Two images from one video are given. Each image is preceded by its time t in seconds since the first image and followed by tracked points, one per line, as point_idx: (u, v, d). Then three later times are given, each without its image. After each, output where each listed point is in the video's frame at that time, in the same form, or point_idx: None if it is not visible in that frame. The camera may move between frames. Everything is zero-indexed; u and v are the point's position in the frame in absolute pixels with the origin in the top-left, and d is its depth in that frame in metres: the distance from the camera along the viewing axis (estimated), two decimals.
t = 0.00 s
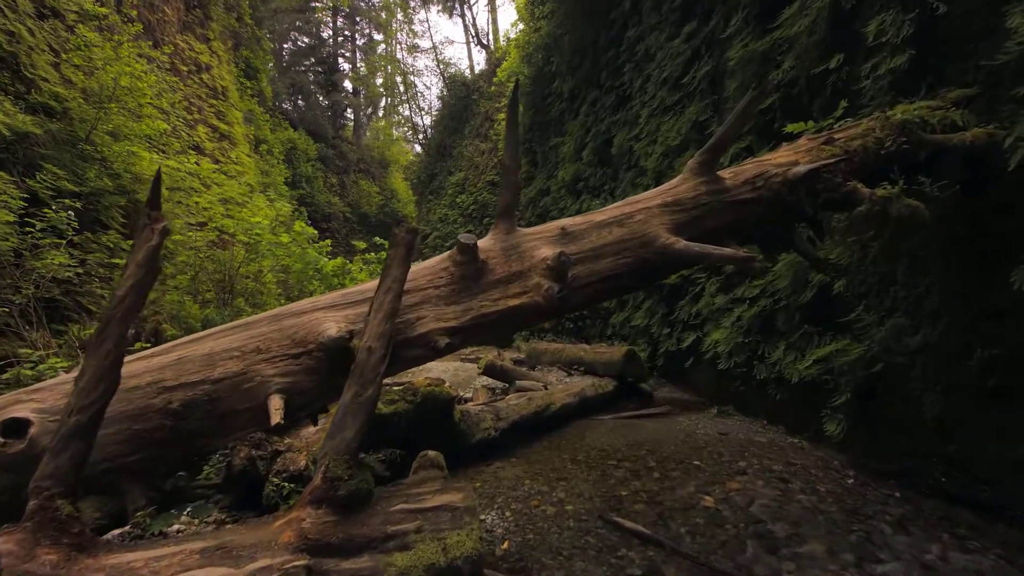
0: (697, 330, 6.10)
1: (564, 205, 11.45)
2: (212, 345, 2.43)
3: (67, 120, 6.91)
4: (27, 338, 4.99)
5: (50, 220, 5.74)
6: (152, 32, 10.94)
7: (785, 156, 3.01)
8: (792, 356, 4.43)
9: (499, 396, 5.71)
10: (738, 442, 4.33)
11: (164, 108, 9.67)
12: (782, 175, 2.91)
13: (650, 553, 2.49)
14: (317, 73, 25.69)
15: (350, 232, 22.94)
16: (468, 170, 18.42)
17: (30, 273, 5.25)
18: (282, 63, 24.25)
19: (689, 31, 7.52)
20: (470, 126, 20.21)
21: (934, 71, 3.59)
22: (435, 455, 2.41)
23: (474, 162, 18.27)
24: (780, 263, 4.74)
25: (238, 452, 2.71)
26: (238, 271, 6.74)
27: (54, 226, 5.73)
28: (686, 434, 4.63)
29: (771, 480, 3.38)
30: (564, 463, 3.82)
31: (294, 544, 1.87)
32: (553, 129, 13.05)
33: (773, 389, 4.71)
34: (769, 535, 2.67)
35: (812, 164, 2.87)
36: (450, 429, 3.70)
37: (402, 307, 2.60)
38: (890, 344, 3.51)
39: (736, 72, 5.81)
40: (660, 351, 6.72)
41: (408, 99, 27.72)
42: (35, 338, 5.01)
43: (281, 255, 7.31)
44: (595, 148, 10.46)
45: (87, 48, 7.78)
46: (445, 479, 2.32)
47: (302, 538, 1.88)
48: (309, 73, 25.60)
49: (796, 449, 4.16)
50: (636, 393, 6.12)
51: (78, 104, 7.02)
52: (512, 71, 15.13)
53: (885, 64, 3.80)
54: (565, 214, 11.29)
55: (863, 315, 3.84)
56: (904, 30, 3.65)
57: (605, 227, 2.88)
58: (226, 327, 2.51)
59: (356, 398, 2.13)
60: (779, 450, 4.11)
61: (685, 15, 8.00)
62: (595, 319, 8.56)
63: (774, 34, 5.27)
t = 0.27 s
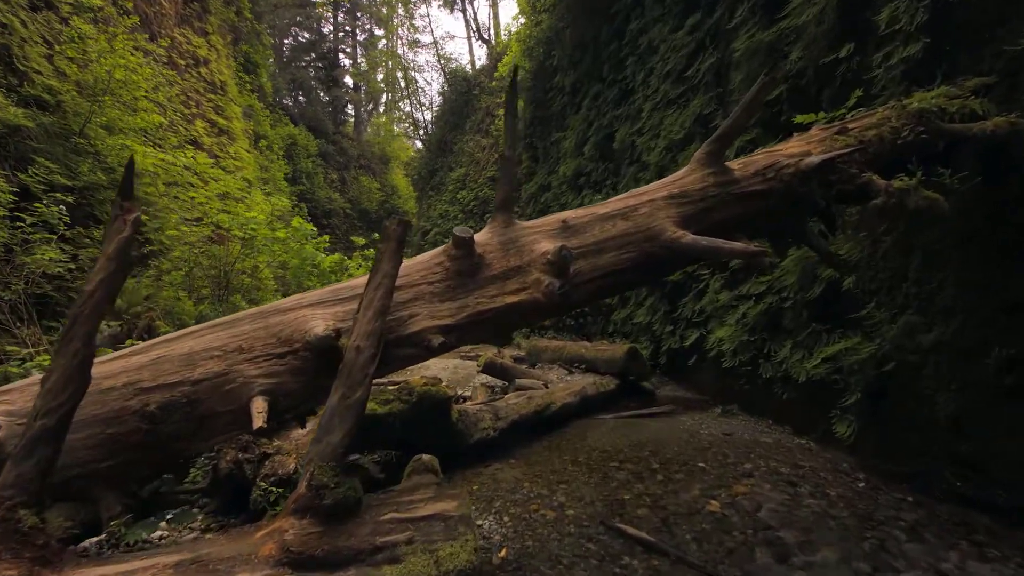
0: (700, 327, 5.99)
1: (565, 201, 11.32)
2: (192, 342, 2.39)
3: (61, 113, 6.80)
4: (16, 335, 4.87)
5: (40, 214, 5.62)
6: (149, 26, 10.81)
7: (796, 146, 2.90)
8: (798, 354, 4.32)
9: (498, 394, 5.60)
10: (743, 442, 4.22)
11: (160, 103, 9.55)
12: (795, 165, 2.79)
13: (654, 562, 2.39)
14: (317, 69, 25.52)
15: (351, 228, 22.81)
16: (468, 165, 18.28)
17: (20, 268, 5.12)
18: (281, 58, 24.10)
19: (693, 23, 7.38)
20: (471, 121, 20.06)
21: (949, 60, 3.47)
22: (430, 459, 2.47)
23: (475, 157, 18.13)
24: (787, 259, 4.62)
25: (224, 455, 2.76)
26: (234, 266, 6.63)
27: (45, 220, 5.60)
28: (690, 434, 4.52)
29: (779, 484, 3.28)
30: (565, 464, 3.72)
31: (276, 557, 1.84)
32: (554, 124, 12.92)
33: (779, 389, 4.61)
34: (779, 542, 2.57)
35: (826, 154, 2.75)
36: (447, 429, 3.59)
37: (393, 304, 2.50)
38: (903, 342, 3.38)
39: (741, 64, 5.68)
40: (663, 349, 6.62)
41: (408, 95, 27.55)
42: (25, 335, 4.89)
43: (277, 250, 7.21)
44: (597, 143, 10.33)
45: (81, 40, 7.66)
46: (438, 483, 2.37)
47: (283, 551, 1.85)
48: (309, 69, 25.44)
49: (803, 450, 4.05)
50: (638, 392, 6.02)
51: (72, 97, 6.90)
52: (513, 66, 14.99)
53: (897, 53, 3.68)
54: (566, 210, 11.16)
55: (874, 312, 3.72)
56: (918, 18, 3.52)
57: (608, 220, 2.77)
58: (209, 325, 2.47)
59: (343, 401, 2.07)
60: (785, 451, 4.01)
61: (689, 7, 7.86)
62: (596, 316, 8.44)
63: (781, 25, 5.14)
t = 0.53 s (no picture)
0: (704, 325, 5.87)
1: (567, 197, 11.18)
2: (167, 342, 2.36)
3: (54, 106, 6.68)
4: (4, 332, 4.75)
5: (30, 208, 5.49)
6: (146, 19, 10.69)
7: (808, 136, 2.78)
8: (806, 354, 4.20)
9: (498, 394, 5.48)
10: (749, 443, 4.11)
11: (156, 98, 9.43)
12: (807, 155, 2.67)
13: (660, 572, 2.28)
14: (318, 65, 25.36)
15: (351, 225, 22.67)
16: (469, 162, 18.14)
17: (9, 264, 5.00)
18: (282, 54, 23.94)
19: (698, 14, 7.24)
20: (472, 117, 19.91)
21: (966, 49, 3.33)
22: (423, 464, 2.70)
23: (476, 153, 17.98)
24: (794, 255, 4.50)
25: (209, 459, 2.81)
26: (230, 262, 6.52)
27: (35, 215, 5.47)
28: (695, 434, 4.41)
29: (787, 488, 3.17)
30: (565, 466, 3.61)
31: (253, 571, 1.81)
32: (556, 119, 12.76)
33: (786, 388, 4.49)
34: (790, 551, 2.46)
35: (840, 143, 2.63)
36: (444, 430, 3.48)
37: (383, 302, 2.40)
38: (915, 341, 3.26)
39: (747, 55, 5.54)
40: (666, 347, 6.50)
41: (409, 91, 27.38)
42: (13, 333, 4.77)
43: (273, 246, 7.11)
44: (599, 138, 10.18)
45: (76, 33, 7.55)
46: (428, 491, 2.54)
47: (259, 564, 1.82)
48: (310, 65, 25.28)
49: (810, 452, 3.94)
50: (641, 390, 5.90)
51: (66, 90, 6.78)
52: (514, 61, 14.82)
53: (911, 42, 3.55)
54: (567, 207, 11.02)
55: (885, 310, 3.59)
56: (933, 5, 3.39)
57: (611, 214, 2.66)
58: (186, 323, 2.45)
59: (328, 405, 2.05)
60: (792, 453, 3.89)
61: None
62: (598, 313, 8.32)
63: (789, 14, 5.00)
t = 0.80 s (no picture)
0: (708, 323, 5.76)
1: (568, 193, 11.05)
2: (138, 343, 2.28)
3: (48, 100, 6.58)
4: None
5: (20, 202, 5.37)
6: (143, 14, 10.58)
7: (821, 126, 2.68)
8: (814, 353, 4.09)
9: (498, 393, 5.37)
10: (755, 445, 3.99)
11: (153, 92, 9.32)
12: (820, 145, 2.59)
13: None
14: (319, 61, 25.23)
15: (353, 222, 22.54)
16: (471, 158, 18.00)
17: None
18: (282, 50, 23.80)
19: (702, 6, 7.10)
20: (473, 113, 19.77)
21: (981, 36, 3.21)
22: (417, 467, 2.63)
23: (477, 150, 17.84)
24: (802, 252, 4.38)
25: (191, 463, 2.72)
26: (225, 258, 6.41)
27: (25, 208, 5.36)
28: (699, 435, 4.30)
29: (796, 492, 3.06)
30: (566, 468, 3.50)
31: None
32: (558, 115, 12.62)
33: (793, 388, 4.39)
34: (800, 559, 2.35)
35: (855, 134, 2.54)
36: (441, 431, 3.38)
37: (371, 299, 2.32)
38: (928, 340, 3.14)
39: (753, 47, 5.41)
40: (669, 345, 6.39)
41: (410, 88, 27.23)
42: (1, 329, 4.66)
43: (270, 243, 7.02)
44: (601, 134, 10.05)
45: (71, 26, 7.45)
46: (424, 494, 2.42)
47: None
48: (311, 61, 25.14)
49: (818, 453, 3.82)
50: (643, 390, 5.79)
51: (59, 83, 6.66)
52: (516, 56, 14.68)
53: (925, 29, 3.42)
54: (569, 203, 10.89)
55: (896, 308, 3.47)
56: None
57: (614, 207, 2.57)
58: (162, 322, 2.37)
59: (308, 411, 2.01)
60: (799, 455, 3.78)
61: None
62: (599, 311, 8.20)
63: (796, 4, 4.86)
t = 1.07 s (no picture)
0: (711, 322, 5.64)
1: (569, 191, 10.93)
2: (110, 340, 2.20)
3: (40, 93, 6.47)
4: None
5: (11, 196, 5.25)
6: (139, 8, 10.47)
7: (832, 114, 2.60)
8: (821, 352, 3.98)
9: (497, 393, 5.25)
10: (760, 447, 3.88)
11: (148, 88, 9.20)
12: (835, 133, 2.50)
13: None
14: (319, 59, 25.11)
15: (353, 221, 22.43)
16: (471, 156, 17.87)
17: None
18: (282, 47, 23.66)
19: None
20: (473, 111, 19.65)
21: (997, 24, 3.09)
22: (410, 472, 2.59)
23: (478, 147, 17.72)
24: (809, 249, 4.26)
25: (173, 468, 2.69)
26: (220, 255, 6.30)
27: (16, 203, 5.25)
28: (702, 436, 4.19)
29: (805, 497, 2.95)
30: (565, 471, 3.40)
31: None
32: (559, 112, 12.50)
33: (799, 389, 4.29)
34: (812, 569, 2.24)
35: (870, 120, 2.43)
36: (436, 432, 3.28)
37: (357, 294, 2.24)
38: (942, 339, 3.02)
39: (758, 39, 5.29)
40: (670, 344, 6.29)
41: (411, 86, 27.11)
42: None
43: (266, 240, 6.93)
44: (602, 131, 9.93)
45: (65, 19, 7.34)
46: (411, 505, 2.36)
47: None
48: (311, 58, 25.01)
49: (826, 456, 3.71)
50: (644, 389, 5.68)
51: (51, 77, 6.54)
52: (516, 53, 14.57)
53: (938, 17, 3.30)
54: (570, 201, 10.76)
55: (908, 306, 3.35)
56: None
57: (616, 198, 2.48)
58: (133, 319, 2.28)
59: (288, 415, 1.94)
60: (807, 457, 3.67)
61: None
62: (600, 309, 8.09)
63: None
